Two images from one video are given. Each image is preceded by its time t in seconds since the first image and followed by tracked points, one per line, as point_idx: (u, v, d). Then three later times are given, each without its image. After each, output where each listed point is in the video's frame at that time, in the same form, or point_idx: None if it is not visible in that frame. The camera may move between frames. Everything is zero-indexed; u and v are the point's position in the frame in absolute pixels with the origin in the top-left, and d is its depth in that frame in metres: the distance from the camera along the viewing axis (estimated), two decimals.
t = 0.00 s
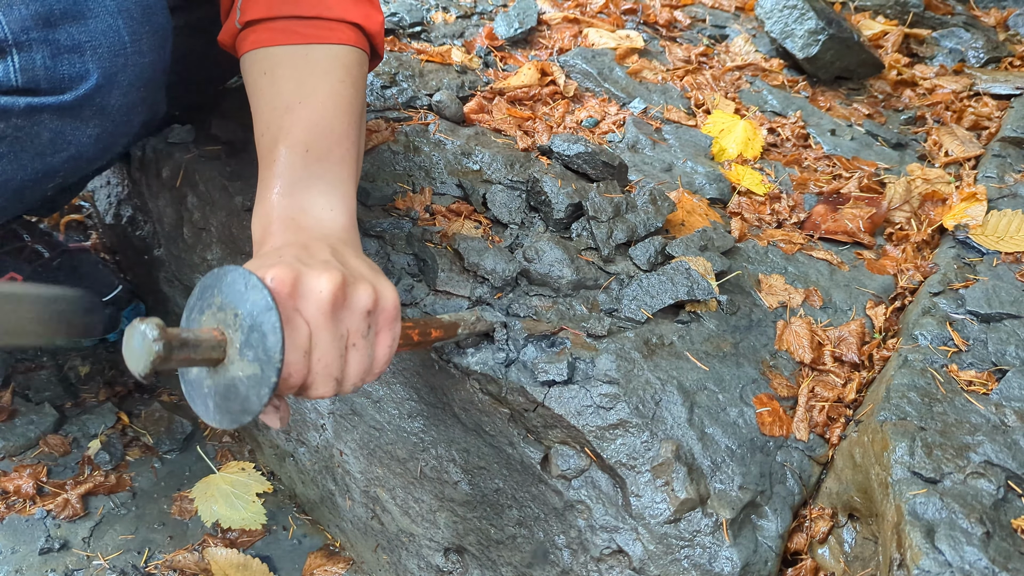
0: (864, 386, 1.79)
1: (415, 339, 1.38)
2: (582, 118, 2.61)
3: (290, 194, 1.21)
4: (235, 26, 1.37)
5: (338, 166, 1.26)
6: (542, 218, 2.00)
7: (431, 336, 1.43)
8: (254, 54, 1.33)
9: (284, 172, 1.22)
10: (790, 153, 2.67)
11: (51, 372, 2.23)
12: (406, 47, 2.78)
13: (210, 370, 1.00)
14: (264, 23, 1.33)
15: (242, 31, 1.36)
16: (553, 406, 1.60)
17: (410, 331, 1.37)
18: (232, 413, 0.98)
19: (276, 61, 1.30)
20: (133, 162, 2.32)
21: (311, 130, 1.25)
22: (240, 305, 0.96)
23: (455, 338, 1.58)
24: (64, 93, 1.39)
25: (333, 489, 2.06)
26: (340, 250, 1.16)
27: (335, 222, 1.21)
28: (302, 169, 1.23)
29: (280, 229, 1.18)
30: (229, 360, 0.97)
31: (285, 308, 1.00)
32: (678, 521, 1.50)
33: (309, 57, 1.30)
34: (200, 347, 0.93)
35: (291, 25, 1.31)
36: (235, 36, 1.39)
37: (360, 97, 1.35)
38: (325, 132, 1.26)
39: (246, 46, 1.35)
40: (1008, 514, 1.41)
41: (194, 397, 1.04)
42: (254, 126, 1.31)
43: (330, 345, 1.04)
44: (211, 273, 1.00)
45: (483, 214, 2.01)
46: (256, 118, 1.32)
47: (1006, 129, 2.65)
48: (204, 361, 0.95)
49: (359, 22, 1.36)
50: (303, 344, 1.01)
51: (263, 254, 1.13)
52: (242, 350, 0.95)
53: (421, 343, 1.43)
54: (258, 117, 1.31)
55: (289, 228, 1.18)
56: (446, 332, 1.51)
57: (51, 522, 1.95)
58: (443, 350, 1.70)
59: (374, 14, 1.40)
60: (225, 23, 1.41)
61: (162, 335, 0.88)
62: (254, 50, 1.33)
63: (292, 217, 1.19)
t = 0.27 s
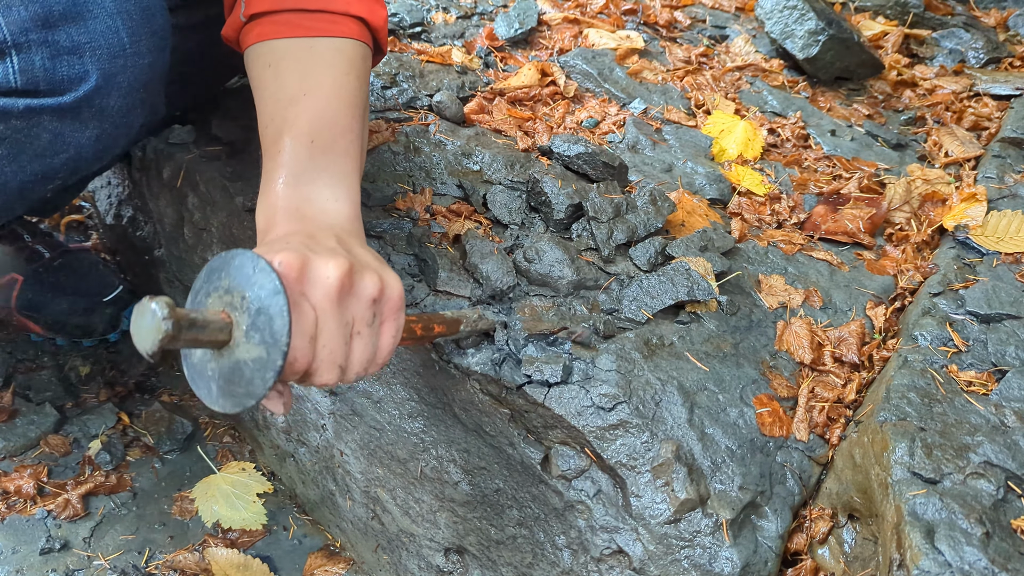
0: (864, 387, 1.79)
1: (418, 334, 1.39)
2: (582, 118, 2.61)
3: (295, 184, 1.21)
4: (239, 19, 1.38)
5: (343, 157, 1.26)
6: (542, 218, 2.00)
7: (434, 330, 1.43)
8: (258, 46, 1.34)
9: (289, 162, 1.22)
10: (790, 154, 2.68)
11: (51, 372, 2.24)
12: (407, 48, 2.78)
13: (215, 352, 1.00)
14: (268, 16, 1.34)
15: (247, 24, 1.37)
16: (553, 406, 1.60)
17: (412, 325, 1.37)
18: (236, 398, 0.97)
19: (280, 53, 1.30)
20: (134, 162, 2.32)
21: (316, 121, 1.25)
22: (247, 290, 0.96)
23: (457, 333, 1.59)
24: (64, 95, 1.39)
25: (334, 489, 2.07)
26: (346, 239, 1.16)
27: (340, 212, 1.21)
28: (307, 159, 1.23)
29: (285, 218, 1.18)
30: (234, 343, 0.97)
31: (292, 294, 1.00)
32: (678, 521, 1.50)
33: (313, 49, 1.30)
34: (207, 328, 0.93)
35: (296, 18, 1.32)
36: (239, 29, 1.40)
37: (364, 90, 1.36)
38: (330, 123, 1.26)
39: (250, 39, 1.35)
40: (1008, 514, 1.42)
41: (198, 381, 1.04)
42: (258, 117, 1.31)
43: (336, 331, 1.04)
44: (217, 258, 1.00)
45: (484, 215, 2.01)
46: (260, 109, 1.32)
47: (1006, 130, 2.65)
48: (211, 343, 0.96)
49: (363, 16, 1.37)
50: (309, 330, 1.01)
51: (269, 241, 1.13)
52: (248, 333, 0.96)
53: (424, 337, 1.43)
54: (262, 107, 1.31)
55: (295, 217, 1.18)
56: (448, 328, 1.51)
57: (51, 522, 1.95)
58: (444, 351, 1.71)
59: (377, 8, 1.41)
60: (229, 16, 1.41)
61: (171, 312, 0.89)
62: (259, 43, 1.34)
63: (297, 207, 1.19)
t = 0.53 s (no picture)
0: (866, 386, 1.80)
1: (421, 330, 1.39)
2: (583, 117, 2.61)
3: (298, 177, 1.21)
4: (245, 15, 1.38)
5: (346, 152, 1.27)
6: (544, 217, 2.00)
7: (436, 326, 1.44)
8: (263, 42, 1.34)
9: (292, 155, 1.23)
10: (791, 153, 2.68)
11: (53, 372, 2.25)
12: (408, 47, 2.78)
13: (216, 341, 1.00)
14: (274, 12, 1.34)
15: (253, 20, 1.37)
16: (554, 405, 1.63)
17: (415, 321, 1.38)
18: (237, 386, 0.98)
19: (286, 48, 1.31)
20: (136, 162, 2.32)
21: (320, 115, 1.25)
22: (248, 279, 0.96)
23: (460, 330, 1.60)
24: (62, 95, 1.40)
25: (336, 489, 2.05)
26: (348, 233, 1.16)
27: (342, 206, 1.22)
28: (310, 153, 1.23)
29: (288, 211, 1.18)
30: (236, 331, 0.97)
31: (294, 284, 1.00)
32: (679, 520, 1.51)
33: (318, 45, 1.31)
34: (210, 317, 0.94)
35: (302, 14, 1.32)
36: (244, 25, 1.40)
37: (368, 86, 1.36)
38: (334, 118, 1.26)
39: (256, 34, 1.35)
40: (1009, 513, 1.42)
41: (199, 369, 1.05)
42: (262, 111, 1.32)
43: (337, 324, 1.04)
44: (220, 247, 1.00)
45: (486, 214, 2.01)
46: (264, 104, 1.32)
47: (1007, 129, 2.65)
48: (213, 332, 0.96)
49: (368, 13, 1.37)
50: (310, 321, 1.01)
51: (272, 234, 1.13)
52: (249, 323, 0.96)
53: (427, 334, 1.43)
54: (266, 101, 1.31)
55: (298, 210, 1.18)
56: (451, 324, 1.51)
57: (53, 522, 1.95)
58: (447, 351, 1.73)
59: (383, 5, 1.41)
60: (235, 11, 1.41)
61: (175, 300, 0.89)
62: (265, 39, 1.34)
63: (300, 200, 1.20)
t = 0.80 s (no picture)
0: (867, 386, 1.79)
1: (423, 330, 1.39)
2: (585, 118, 2.61)
3: (300, 178, 1.21)
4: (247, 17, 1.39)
5: (349, 153, 1.27)
6: (545, 218, 2.00)
7: (439, 327, 1.44)
8: (266, 44, 1.35)
9: (295, 156, 1.23)
10: (793, 154, 2.68)
11: (55, 372, 2.24)
12: (410, 48, 2.78)
13: (219, 342, 1.00)
14: (276, 14, 1.34)
15: (255, 22, 1.38)
16: (555, 405, 1.62)
17: (418, 321, 1.38)
18: (239, 387, 0.98)
19: (288, 50, 1.31)
20: (138, 162, 2.33)
21: (323, 117, 1.26)
22: (251, 281, 0.96)
23: (461, 331, 1.60)
24: (59, 90, 1.40)
25: (338, 489, 2.06)
26: (351, 234, 1.16)
27: (345, 206, 1.21)
28: (313, 154, 1.23)
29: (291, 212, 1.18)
30: (239, 332, 0.97)
31: (297, 285, 1.00)
32: (681, 520, 1.51)
33: (321, 47, 1.31)
34: (214, 318, 0.94)
35: (304, 16, 1.33)
36: (246, 28, 1.40)
37: (370, 88, 1.36)
38: (337, 119, 1.27)
39: (258, 36, 1.36)
40: (1011, 513, 1.42)
41: (201, 370, 1.05)
42: (265, 113, 1.32)
43: (339, 325, 1.04)
44: (222, 248, 1.00)
45: (487, 215, 2.01)
46: (266, 106, 1.32)
47: (1009, 130, 2.65)
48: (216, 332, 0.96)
49: (370, 14, 1.38)
50: (312, 322, 1.01)
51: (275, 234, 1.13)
52: (252, 325, 0.96)
53: (429, 334, 1.43)
54: (268, 103, 1.32)
55: (301, 210, 1.18)
56: (453, 325, 1.51)
57: (55, 522, 1.96)
58: (449, 352, 1.74)
59: (384, 7, 1.42)
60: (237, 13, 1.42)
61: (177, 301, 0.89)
62: (267, 40, 1.34)
63: (303, 201, 1.19)
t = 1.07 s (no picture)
0: (868, 387, 1.79)
1: (425, 332, 1.41)
2: (586, 119, 2.62)
3: (303, 181, 1.21)
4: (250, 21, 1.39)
5: (351, 156, 1.27)
6: (546, 219, 2.00)
7: (441, 328, 1.45)
8: (269, 47, 1.35)
9: (298, 160, 1.23)
10: (794, 155, 2.68)
11: (57, 372, 2.24)
12: (411, 49, 2.79)
13: (221, 348, 1.00)
14: (279, 18, 1.35)
15: (258, 25, 1.38)
16: (556, 407, 1.62)
17: (419, 324, 1.40)
18: (240, 393, 0.98)
19: (291, 54, 1.31)
20: (139, 163, 2.33)
21: (326, 120, 1.26)
22: (253, 288, 0.96)
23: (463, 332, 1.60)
24: (63, 91, 1.40)
25: (339, 489, 2.06)
26: (353, 238, 1.16)
27: (347, 210, 1.22)
28: (316, 157, 1.23)
29: (294, 215, 1.18)
30: (242, 340, 0.97)
31: (299, 290, 1.00)
32: (682, 521, 1.51)
33: (324, 51, 1.31)
34: (217, 325, 0.94)
35: (307, 19, 1.33)
36: (250, 31, 1.41)
37: (373, 92, 1.36)
38: (340, 123, 1.27)
39: (261, 40, 1.36)
40: (1013, 514, 1.41)
41: (202, 375, 1.05)
42: (268, 116, 1.32)
43: (341, 330, 1.04)
44: (225, 253, 1.00)
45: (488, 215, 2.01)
46: (270, 109, 1.33)
47: (1011, 130, 2.65)
48: (219, 339, 0.96)
49: (374, 18, 1.38)
50: (314, 328, 1.02)
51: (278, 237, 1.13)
52: (254, 332, 0.96)
53: (432, 336, 1.45)
54: (272, 106, 1.32)
55: (304, 214, 1.18)
56: (455, 325, 1.52)
57: (57, 522, 1.96)
58: (450, 352, 1.73)
59: (387, 11, 1.42)
60: (240, 17, 1.43)
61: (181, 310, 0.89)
62: (270, 45, 1.35)
63: (305, 204, 1.19)
